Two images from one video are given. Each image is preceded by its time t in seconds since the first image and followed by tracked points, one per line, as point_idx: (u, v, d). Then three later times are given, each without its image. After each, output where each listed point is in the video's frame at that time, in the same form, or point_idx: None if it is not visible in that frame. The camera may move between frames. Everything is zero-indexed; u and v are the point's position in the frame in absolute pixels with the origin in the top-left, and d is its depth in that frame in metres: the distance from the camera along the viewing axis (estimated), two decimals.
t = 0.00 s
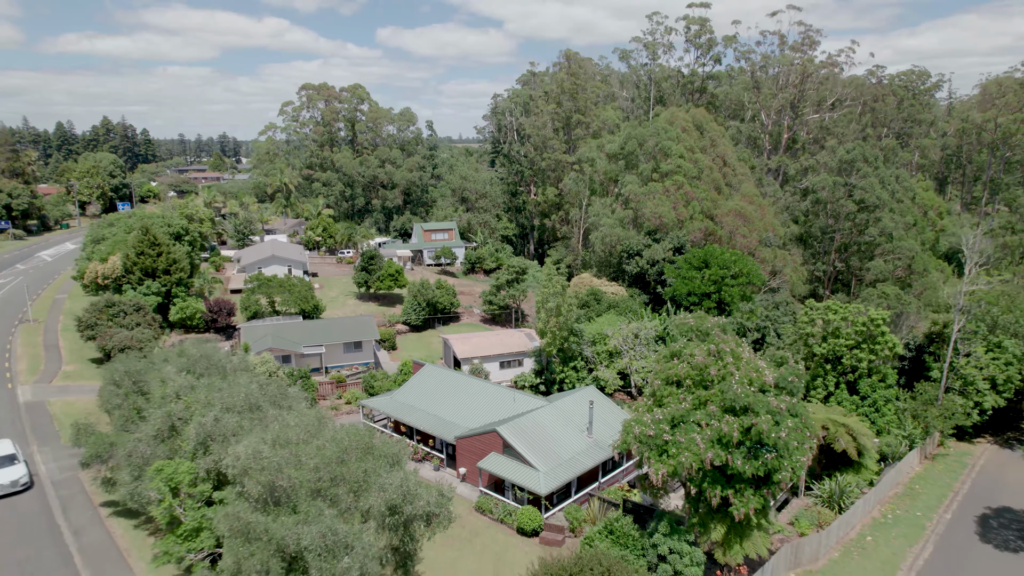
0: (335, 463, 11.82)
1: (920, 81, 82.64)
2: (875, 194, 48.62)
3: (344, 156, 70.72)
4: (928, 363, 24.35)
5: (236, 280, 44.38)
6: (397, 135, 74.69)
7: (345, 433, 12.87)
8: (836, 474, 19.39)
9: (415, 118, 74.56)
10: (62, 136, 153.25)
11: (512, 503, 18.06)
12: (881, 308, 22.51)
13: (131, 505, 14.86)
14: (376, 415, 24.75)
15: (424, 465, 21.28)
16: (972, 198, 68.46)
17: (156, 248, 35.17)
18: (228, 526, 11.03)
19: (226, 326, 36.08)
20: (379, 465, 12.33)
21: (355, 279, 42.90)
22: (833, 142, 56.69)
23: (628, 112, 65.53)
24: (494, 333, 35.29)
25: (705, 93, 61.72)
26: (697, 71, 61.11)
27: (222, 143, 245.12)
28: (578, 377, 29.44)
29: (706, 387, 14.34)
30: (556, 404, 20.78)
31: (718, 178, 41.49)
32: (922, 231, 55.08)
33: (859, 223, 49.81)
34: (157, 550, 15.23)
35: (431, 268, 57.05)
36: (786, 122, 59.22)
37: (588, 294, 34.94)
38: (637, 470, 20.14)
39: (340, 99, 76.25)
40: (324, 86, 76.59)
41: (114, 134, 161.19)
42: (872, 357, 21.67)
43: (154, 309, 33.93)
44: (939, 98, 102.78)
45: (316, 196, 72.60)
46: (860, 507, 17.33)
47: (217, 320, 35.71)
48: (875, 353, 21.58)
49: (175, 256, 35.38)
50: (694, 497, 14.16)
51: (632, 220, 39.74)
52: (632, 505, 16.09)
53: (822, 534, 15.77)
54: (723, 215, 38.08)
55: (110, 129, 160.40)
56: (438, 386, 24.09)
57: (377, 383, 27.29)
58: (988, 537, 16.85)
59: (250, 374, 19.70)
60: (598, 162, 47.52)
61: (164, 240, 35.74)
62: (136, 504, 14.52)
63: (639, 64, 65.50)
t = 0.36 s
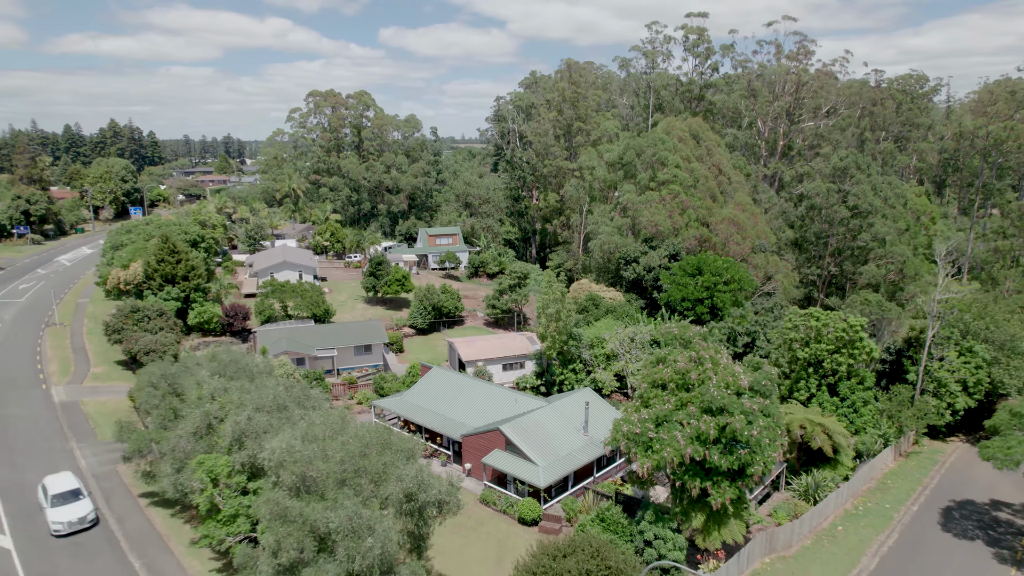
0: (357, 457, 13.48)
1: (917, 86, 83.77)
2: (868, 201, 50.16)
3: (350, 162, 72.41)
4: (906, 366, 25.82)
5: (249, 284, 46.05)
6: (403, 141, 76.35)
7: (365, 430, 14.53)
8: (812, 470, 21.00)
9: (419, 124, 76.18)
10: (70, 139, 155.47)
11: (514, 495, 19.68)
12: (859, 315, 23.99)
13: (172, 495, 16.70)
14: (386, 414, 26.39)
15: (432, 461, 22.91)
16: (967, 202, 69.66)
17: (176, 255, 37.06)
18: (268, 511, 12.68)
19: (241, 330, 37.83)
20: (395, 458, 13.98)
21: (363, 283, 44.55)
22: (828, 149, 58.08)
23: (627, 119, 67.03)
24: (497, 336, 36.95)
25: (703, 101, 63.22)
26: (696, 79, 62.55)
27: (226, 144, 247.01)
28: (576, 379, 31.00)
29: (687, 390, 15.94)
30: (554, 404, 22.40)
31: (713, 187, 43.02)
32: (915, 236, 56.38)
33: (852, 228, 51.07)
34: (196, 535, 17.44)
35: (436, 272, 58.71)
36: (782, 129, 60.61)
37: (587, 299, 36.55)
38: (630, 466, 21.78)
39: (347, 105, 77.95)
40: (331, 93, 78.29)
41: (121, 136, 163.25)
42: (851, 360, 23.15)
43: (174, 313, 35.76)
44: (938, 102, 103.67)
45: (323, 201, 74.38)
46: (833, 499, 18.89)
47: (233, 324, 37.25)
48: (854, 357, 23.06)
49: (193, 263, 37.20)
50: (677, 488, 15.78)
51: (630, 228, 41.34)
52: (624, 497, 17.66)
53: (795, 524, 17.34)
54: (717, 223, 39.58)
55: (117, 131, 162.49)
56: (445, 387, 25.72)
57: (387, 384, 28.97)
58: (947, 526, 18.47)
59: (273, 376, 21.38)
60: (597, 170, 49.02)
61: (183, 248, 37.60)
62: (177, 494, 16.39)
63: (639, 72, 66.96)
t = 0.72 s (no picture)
0: (380, 455, 15.38)
1: (919, 91, 84.69)
2: (864, 208, 51.12)
3: (361, 169, 74.42)
4: (888, 373, 27.43)
5: (266, 290, 48.02)
6: (412, 148, 78.27)
7: (387, 432, 16.44)
8: (794, 470, 22.77)
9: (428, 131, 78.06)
10: (84, 143, 158.55)
11: (519, 492, 21.50)
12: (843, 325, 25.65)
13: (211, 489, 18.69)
14: (400, 416, 28.27)
15: (443, 460, 24.78)
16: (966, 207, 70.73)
17: (199, 265, 39.11)
18: (304, 502, 14.61)
19: (261, 335, 39.86)
20: (414, 456, 15.87)
21: (375, 290, 46.50)
22: (827, 158, 59.49)
23: (631, 128, 68.65)
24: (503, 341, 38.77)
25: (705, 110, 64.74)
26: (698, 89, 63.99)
27: (236, 146, 250.23)
28: (578, 382, 32.84)
29: (675, 396, 17.74)
30: (556, 408, 24.21)
31: (711, 198, 44.58)
32: (912, 242, 57.67)
33: (850, 235, 52.34)
34: (232, 525, 19.87)
35: (444, 277, 60.58)
36: (781, 138, 61.95)
37: (589, 307, 38.31)
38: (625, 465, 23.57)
39: (357, 114, 79.96)
40: (342, 102, 80.31)
41: (134, 140, 166.38)
42: (834, 367, 24.80)
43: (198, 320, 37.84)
44: (942, 106, 104.37)
45: (334, 207, 76.49)
46: (810, 496, 20.60)
47: (253, 329, 39.36)
48: (837, 364, 24.72)
49: (215, 272, 39.24)
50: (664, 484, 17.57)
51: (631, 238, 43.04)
52: (618, 493, 19.43)
53: (773, 518, 19.08)
54: (716, 232, 41.17)
55: (129, 135, 165.58)
56: (455, 391, 27.56)
57: (400, 387, 30.87)
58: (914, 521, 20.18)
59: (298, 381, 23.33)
60: (600, 179, 50.72)
61: (205, 258, 39.68)
62: (217, 488, 18.37)
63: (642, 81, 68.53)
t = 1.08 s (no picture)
0: (402, 458, 17.53)
1: (921, 99, 85.81)
2: (863, 218, 52.41)
3: (373, 177, 76.74)
4: (873, 381, 29.17)
5: (285, 298, 50.29)
6: (422, 157, 80.45)
7: (406, 437, 18.61)
8: (778, 473, 24.68)
9: (438, 140, 80.23)
10: (99, 146, 162.09)
11: (525, 491, 23.49)
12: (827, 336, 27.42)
13: (248, 488, 20.90)
14: (414, 421, 30.37)
15: (454, 461, 26.86)
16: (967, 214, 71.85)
17: (224, 276, 41.41)
18: (335, 499, 16.76)
19: (282, 342, 42.22)
20: (430, 459, 18.00)
21: (389, 298, 48.67)
22: (826, 168, 60.97)
23: (635, 138, 70.48)
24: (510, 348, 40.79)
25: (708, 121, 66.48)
26: (702, 100, 65.57)
27: (247, 148, 253.91)
28: (581, 388, 34.80)
29: (665, 406, 19.70)
30: (559, 414, 26.22)
31: (712, 210, 46.24)
32: (910, 250, 59.00)
33: (848, 244, 53.63)
34: (266, 520, 22.46)
35: (454, 284, 62.74)
36: (782, 148, 63.12)
37: (593, 316, 40.17)
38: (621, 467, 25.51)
39: (369, 123, 82.28)
40: (354, 112, 82.66)
41: (148, 143, 170.29)
42: (820, 376, 26.55)
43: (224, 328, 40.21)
44: (946, 111, 105.21)
45: (347, 214, 78.85)
46: (791, 497, 22.46)
47: (274, 337, 41.38)
48: (822, 374, 26.47)
49: (239, 283, 41.54)
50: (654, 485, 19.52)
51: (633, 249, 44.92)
52: (614, 493, 21.34)
53: (756, 517, 20.95)
54: (715, 243, 42.90)
55: (144, 138, 169.49)
56: (464, 397, 29.64)
57: (414, 393, 32.99)
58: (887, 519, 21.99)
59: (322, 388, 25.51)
60: (605, 191, 52.60)
61: (229, 269, 41.99)
62: (254, 487, 20.57)
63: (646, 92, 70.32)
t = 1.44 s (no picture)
0: (424, 462, 19.82)
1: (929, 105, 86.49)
2: (865, 229, 53.51)
3: (389, 186, 79.25)
4: (862, 392, 31.01)
5: (307, 305, 52.75)
6: (436, 166, 82.82)
7: (427, 443, 20.91)
8: (769, 477, 26.64)
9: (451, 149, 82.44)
10: (121, 150, 166.26)
11: (534, 492, 25.63)
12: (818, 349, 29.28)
13: (285, 487, 23.33)
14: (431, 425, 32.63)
15: (468, 463, 29.04)
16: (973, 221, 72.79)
17: (252, 286, 43.93)
18: (366, 497, 19.07)
19: (306, 348, 44.75)
20: (449, 463, 20.28)
21: (406, 306, 51.03)
22: (831, 179, 62.26)
23: (644, 148, 72.33)
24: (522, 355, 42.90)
25: (715, 132, 68.12)
26: (709, 112, 67.19)
27: (263, 150, 258.43)
28: (588, 395, 36.94)
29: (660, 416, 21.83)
30: (566, 420, 28.31)
31: (716, 223, 47.96)
32: (913, 259, 60.25)
33: (851, 253, 54.91)
34: (300, 516, 25.13)
35: (467, 291, 65.06)
36: (787, 158, 64.30)
37: (600, 325, 42.17)
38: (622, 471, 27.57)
39: (385, 133, 84.80)
40: (371, 122, 85.23)
41: (168, 147, 174.72)
42: (811, 387, 28.38)
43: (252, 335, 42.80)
44: (956, 117, 105.61)
45: (364, 222, 81.47)
46: (778, 499, 24.41)
47: (299, 343, 44.19)
48: (813, 385, 28.27)
49: (266, 292, 44.06)
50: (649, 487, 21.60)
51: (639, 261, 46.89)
52: (614, 494, 23.21)
53: (745, 517, 22.90)
54: (718, 255, 44.74)
55: (164, 142, 173.98)
56: (478, 404, 31.84)
57: (431, 399, 35.31)
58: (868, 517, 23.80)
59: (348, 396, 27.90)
60: (613, 203, 54.50)
61: (257, 279, 44.51)
62: (291, 486, 22.97)
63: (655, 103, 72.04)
